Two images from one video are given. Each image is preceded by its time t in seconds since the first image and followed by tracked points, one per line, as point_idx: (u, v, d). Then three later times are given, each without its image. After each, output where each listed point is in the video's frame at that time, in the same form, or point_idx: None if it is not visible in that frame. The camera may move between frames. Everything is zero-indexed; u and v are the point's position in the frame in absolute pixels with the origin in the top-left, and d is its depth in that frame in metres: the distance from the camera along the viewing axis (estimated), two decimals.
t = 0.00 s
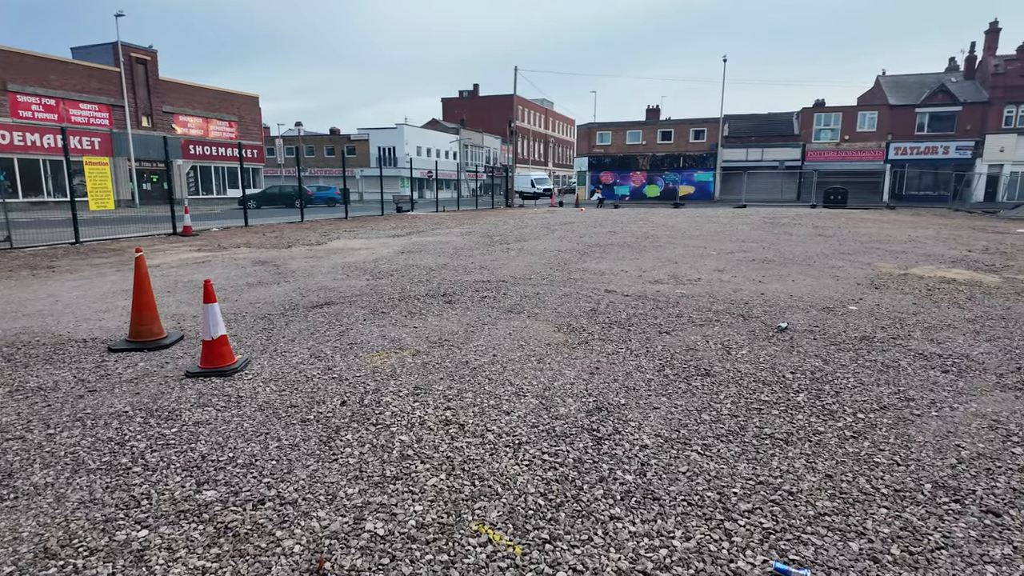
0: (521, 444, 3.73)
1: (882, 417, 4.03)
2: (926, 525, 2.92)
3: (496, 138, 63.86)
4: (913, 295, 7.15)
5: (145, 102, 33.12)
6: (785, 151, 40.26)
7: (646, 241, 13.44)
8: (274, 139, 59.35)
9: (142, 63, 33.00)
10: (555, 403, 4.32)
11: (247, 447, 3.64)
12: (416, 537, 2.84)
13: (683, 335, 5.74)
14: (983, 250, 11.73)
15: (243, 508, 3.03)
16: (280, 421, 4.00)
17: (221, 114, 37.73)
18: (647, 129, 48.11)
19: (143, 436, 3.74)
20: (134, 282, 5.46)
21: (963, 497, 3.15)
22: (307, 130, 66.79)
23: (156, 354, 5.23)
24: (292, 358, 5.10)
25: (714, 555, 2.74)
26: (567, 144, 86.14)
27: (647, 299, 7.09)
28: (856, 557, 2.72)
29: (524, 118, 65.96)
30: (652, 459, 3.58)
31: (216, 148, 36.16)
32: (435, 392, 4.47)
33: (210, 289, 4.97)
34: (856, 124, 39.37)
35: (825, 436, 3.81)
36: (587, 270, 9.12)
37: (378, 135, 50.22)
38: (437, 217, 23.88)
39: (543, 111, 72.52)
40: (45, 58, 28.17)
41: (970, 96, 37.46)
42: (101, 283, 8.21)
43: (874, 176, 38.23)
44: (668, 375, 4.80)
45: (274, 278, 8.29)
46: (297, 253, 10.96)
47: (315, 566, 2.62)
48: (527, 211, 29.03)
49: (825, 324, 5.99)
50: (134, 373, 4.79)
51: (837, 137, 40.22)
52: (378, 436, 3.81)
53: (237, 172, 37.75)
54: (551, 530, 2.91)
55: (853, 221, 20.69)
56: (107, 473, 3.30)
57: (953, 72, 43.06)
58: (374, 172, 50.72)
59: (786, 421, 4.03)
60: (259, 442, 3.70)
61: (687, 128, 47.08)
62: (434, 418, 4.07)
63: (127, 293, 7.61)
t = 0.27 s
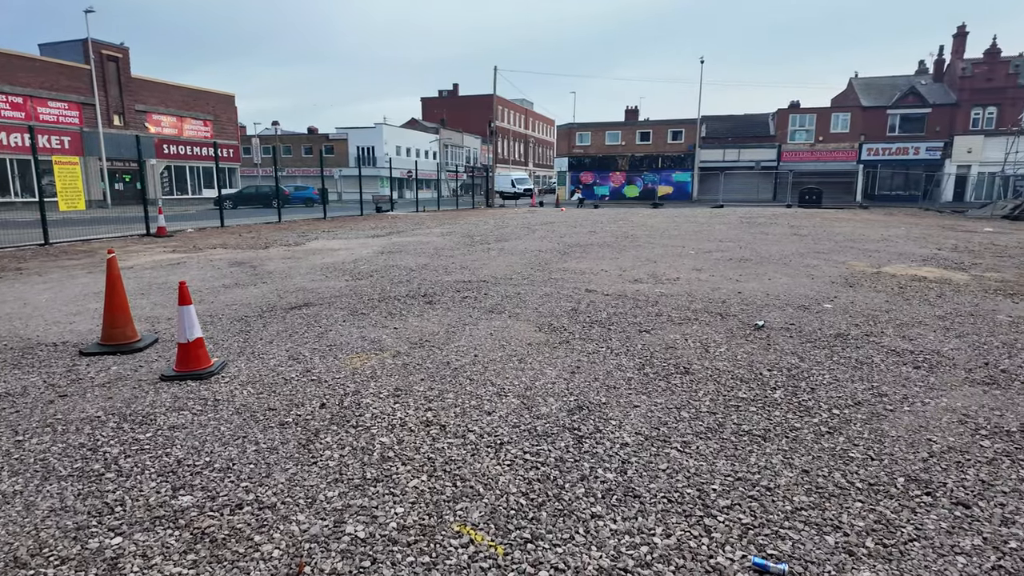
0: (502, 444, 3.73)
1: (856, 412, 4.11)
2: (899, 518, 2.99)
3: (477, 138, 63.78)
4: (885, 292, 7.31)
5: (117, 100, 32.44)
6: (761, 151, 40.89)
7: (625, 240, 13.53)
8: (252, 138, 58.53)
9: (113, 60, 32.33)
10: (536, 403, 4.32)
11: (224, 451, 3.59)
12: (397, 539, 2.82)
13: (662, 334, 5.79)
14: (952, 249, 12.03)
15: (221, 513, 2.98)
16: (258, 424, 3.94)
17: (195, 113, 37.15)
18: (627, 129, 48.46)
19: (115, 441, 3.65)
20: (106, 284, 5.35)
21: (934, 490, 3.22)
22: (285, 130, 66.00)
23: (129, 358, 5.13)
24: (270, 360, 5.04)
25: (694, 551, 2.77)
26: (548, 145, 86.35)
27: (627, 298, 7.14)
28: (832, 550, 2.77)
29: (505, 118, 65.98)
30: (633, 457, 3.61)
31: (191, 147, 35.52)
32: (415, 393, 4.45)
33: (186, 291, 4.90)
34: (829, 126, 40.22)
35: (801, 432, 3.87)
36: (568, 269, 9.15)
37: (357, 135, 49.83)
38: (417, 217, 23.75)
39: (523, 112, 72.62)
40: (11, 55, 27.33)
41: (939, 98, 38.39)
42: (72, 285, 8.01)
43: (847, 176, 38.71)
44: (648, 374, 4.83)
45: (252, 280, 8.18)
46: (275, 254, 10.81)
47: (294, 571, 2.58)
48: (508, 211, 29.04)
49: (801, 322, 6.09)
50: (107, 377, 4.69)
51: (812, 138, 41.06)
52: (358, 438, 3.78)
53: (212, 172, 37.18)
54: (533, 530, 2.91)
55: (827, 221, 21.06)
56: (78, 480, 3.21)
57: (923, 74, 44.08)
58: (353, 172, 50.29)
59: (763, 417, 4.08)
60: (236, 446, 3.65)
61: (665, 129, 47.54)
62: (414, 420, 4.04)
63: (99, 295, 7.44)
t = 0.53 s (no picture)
0: (482, 444, 3.72)
1: (828, 408, 4.19)
2: (870, 510, 3.05)
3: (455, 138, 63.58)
4: (856, 290, 7.47)
5: (84, 98, 31.62)
6: (735, 152, 41.32)
7: (603, 240, 13.61)
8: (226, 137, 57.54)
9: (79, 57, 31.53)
10: (516, 403, 4.32)
11: (197, 456, 3.51)
12: (376, 542, 2.79)
13: (639, 332, 5.83)
14: (919, 247, 12.34)
15: (194, 520, 2.92)
16: (233, 428, 3.88)
17: (165, 111, 36.45)
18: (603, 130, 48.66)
19: (84, 448, 3.55)
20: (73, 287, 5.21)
21: (904, 483, 3.30)
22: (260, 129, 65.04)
23: (98, 362, 5.00)
24: (244, 363, 4.95)
25: (672, 548, 2.79)
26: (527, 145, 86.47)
27: (604, 297, 7.18)
28: (806, 543, 2.81)
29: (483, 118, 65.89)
30: (612, 455, 3.63)
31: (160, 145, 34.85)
32: (394, 395, 4.42)
33: (157, 293, 4.80)
34: (801, 127, 40.83)
35: (775, 428, 3.93)
36: (546, 269, 9.16)
37: (333, 134, 49.31)
38: (395, 217, 23.56)
39: (501, 112, 72.62)
40: None
41: (905, 101, 39.34)
42: (36, 288, 7.78)
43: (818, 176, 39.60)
44: (626, 372, 4.87)
45: (225, 281, 8.03)
46: (249, 255, 10.64)
47: None
48: (486, 211, 29.01)
49: (775, 319, 6.19)
50: (74, 382, 4.55)
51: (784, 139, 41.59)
52: (335, 441, 3.74)
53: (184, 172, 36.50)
54: (513, 530, 2.91)
55: (799, 220, 21.44)
56: (45, 488, 3.12)
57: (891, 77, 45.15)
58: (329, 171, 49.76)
59: (738, 414, 4.14)
60: (210, 450, 3.58)
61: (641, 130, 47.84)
62: (393, 421, 4.01)
63: (65, 298, 7.23)
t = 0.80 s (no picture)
0: (460, 445, 3.71)
1: (800, 403, 4.27)
2: (841, 503, 3.12)
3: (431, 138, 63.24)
4: (826, 288, 7.62)
5: (46, 95, 30.73)
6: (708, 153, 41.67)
7: (579, 239, 13.68)
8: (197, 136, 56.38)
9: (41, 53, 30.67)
10: (493, 403, 4.32)
11: (168, 461, 3.44)
12: (353, 545, 2.76)
13: (615, 331, 5.87)
14: (886, 246, 12.64)
15: (165, 527, 2.85)
16: (205, 432, 3.80)
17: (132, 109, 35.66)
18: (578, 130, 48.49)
19: (48, 456, 3.45)
20: (36, 289, 5.06)
21: (872, 475, 3.38)
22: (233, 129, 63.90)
23: (63, 367, 4.86)
24: (216, 367, 4.86)
25: (649, 544, 2.82)
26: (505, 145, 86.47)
27: (581, 297, 7.22)
28: (779, 536, 2.86)
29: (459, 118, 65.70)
30: (589, 453, 3.65)
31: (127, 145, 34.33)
32: (370, 396, 4.38)
33: (125, 296, 4.68)
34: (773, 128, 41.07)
35: (749, 424, 4.00)
36: (523, 269, 9.16)
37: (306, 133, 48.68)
38: (371, 218, 23.34)
39: (478, 112, 72.47)
40: None
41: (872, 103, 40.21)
42: None
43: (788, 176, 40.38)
44: (603, 371, 4.90)
45: (196, 283, 7.87)
46: (220, 256, 10.43)
47: None
48: (463, 211, 28.94)
49: (747, 317, 6.29)
50: (38, 388, 4.41)
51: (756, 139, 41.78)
52: (310, 444, 3.69)
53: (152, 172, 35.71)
54: (491, 530, 2.90)
55: (771, 220, 21.82)
56: (8, 498, 3.02)
57: (858, 79, 46.20)
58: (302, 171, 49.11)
59: (712, 411, 4.20)
60: (181, 456, 3.50)
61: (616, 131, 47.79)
62: (369, 423, 3.98)
63: (27, 302, 7.02)
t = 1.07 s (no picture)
0: (440, 446, 3.69)
1: (775, 400, 4.34)
2: (816, 498, 3.17)
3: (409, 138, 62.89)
4: (800, 286, 7.76)
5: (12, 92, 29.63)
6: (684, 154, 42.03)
7: (558, 239, 13.73)
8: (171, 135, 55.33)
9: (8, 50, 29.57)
10: (473, 403, 4.31)
11: (141, 467, 3.36)
12: (332, 549, 2.73)
13: (595, 331, 5.90)
14: (858, 245, 12.92)
15: (138, 534, 2.79)
16: (179, 437, 3.73)
17: (101, 108, 35.01)
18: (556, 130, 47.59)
19: (15, 464, 3.35)
20: (0, 292, 4.92)
21: (846, 470, 3.45)
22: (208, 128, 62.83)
23: (30, 372, 4.73)
24: (190, 370, 4.77)
25: (629, 541, 2.83)
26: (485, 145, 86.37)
27: (560, 296, 7.24)
28: (756, 532, 2.90)
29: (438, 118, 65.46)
30: (569, 452, 3.66)
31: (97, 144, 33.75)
32: (348, 399, 4.34)
33: (94, 298, 4.57)
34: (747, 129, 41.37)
35: (726, 421, 4.05)
36: (503, 269, 9.16)
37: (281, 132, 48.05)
38: (349, 218, 23.14)
39: (457, 111, 72.29)
40: None
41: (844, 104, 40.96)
42: None
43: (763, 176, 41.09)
44: (582, 370, 4.93)
45: (169, 285, 7.72)
46: (194, 257, 10.25)
47: None
48: (442, 211, 28.85)
49: (724, 316, 6.37)
50: (3, 394, 4.29)
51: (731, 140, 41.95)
52: (287, 448, 3.64)
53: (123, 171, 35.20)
54: (471, 531, 2.89)
55: (747, 219, 22.13)
56: None
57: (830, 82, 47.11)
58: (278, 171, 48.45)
59: (690, 408, 4.24)
60: (154, 462, 3.43)
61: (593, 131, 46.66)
62: (347, 426, 3.94)
63: None
